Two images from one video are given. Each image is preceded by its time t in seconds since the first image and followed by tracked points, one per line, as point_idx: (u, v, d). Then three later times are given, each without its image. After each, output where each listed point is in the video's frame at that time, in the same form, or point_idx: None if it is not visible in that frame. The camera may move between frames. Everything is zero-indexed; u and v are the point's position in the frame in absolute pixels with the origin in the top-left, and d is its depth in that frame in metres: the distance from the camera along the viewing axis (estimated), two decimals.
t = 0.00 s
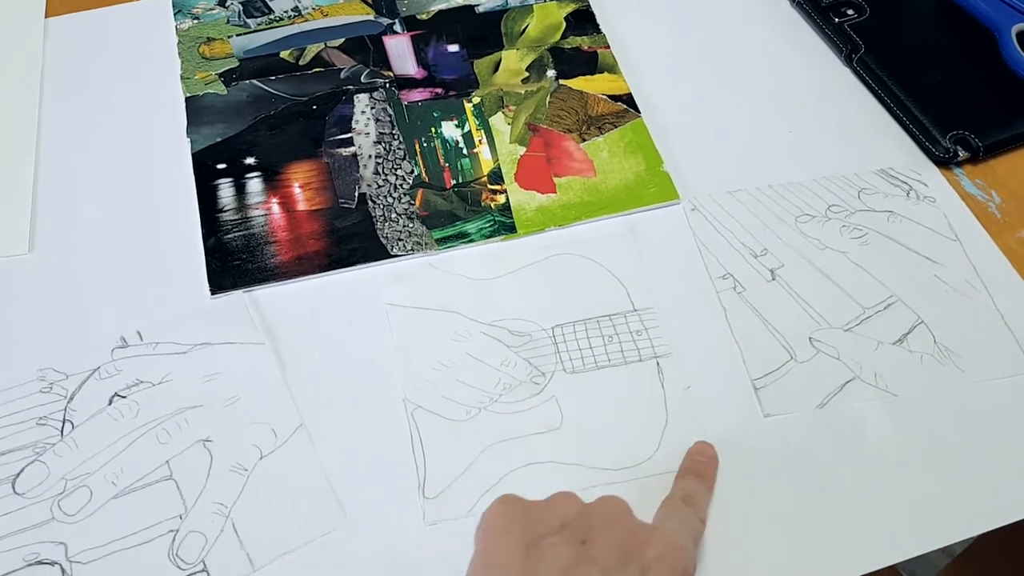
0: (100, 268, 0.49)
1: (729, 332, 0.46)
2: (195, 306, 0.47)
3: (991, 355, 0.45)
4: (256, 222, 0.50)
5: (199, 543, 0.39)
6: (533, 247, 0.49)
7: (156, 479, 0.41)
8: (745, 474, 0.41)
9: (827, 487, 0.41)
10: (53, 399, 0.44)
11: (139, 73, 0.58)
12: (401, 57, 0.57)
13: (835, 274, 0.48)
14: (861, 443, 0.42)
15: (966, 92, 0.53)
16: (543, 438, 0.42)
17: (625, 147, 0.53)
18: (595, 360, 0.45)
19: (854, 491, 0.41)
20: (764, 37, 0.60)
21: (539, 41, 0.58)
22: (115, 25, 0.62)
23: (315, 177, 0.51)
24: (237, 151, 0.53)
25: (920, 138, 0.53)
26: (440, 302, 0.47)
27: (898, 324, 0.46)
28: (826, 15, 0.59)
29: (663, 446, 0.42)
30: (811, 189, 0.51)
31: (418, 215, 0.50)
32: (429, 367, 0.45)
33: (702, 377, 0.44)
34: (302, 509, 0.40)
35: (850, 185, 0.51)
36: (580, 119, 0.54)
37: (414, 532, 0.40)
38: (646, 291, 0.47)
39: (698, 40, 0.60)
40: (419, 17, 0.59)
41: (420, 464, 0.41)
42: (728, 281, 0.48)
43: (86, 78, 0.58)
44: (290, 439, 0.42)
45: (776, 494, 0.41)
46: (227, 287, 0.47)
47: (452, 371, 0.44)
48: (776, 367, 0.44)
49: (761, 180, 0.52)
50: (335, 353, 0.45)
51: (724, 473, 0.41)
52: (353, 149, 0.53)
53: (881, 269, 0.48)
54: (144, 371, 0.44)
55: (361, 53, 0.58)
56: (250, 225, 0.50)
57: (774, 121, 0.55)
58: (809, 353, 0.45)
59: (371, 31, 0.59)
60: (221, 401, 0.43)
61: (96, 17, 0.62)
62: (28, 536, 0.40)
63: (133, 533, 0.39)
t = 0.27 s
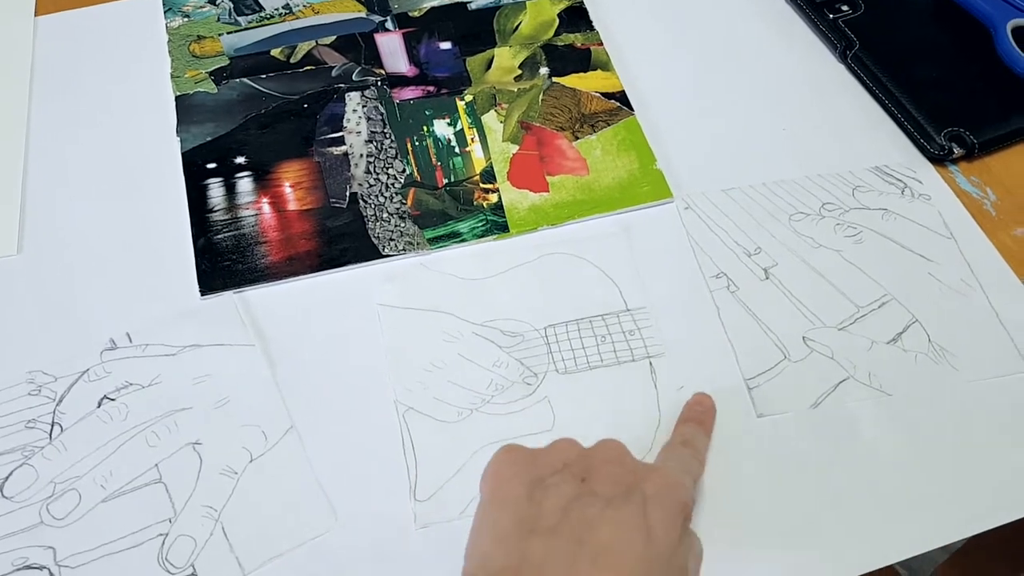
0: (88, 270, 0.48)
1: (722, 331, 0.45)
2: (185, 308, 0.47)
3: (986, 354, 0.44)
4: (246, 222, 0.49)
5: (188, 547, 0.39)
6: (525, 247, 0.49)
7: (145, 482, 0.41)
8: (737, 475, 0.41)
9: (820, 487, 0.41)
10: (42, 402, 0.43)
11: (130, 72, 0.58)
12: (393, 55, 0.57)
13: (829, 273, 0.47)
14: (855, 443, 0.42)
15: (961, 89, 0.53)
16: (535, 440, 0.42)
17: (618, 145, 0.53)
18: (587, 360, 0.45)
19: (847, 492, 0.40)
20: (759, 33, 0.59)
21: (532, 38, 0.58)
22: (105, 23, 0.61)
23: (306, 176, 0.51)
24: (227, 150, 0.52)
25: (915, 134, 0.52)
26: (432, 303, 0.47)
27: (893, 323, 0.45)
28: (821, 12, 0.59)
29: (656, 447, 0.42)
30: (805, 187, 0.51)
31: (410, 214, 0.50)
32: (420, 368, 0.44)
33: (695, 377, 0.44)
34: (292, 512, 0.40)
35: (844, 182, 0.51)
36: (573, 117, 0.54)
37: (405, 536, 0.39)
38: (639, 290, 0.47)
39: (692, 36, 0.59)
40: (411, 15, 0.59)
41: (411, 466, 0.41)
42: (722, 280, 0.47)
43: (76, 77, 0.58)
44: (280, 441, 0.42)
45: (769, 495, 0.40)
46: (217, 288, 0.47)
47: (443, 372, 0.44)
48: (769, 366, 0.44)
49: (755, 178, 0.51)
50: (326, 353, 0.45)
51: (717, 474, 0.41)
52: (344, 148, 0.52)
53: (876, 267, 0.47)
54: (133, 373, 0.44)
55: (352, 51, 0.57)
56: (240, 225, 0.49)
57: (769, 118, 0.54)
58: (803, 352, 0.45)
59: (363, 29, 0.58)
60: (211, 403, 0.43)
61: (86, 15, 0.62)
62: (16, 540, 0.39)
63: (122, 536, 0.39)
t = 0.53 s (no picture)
0: (77, 271, 0.48)
1: (716, 330, 0.45)
2: (175, 309, 0.46)
3: (982, 354, 0.44)
4: (236, 221, 0.49)
5: (178, 552, 0.39)
6: (519, 246, 0.49)
7: (134, 487, 0.40)
8: (732, 476, 0.41)
9: (816, 489, 0.40)
10: (30, 405, 0.43)
11: (119, 69, 0.57)
12: (385, 52, 0.56)
13: (825, 271, 0.47)
14: (851, 444, 0.41)
15: (957, 85, 0.53)
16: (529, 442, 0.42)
17: (612, 143, 0.52)
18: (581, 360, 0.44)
19: (843, 493, 0.40)
20: (754, 28, 0.59)
21: (526, 34, 0.57)
22: (94, 20, 0.61)
23: (297, 175, 0.51)
24: (217, 149, 0.52)
25: (911, 131, 0.52)
26: (424, 303, 0.46)
27: (889, 322, 0.45)
28: (817, 7, 0.58)
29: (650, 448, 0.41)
30: (800, 184, 0.50)
31: (402, 214, 0.49)
32: (412, 369, 0.44)
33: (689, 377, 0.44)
34: (283, 516, 0.39)
35: (840, 180, 0.50)
36: (567, 114, 0.54)
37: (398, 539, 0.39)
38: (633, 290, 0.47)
39: (686, 32, 0.59)
40: (404, 11, 0.58)
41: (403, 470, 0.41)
42: (717, 279, 0.47)
43: (65, 75, 0.57)
44: (270, 444, 0.41)
45: (763, 497, 0.40)
46: (207, 289, 0.46)
47: (435, 373, 0.44)
48: (764, 366, 0.44)
49: (750, 176, 0.51)
50: (317, 354, 0.45)
51: (711, 475, 0.41)
52: (336, 146, 0.52)
53: (872, 265, 0.47)
54: (122, 376, 0.44)
55: (344, 48, 0.56)
56: (230, 225, 0.49)
57: (764, 114, 0.54)
58: (798, 352, 0.44)
59: (355, 26, 0.58)
60: (200, 406, 0.43)
61: (75, 12, 0.61)
62: (5, 545, 0.39)
63: (111, 541, 0.39)
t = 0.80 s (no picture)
0: (73, 274, 0.48)
1: (716, 331, 0.45)
2: (172, 312, 0.46)
3: (984, 353, 0.43)
4: (233, 223, 0.49)
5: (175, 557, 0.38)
6: (517, 246, 0.48)
7: (131, 492, 0.40)
8: (732, 478, 0.41)
9: (817, 490, 0.40)
10: (26, 409, 0.43)
11: (114, 70, 0.57)
12: (382, 51, 0.56)
13: (824, 271, 0.47)
14: (852, 445, 0.41)
15: (957, 82, 0.52)
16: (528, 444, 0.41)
17: (610, 142, 0.52)
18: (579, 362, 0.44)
19: (843, 493, 0.40)
20: (753, 24, 0.58)
21: (523, 33, 0.57)
22: (89, 21, 0.60)
23: (294, 176, 0.50)
24: (213, 150, 0.51)
25: (911, 130, 0.51)
26: (422, 305, 0.46)
27: (889, 321, 0.45)
28: (816, 4, 0.58)
29: (649, 450, 0.41)
30: (800, 183, 0.50)
31: (399, 215, 0.49)
32: (410, 371, 0.44)
33: (689, 378, 0.43)
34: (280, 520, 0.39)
35: (839, 178, 0.50)
36: (564, 114, 0.53)
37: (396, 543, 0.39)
38: (631, 291, 0.47)
39: (684, 28, 0.58)
40: (400, 10, 0.58)
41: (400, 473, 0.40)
42: (716, 279, 0.47)
43: (59, 77, 0.57)
44: (267, 447, 0.41)
45: (765, 499, 0.40)
46: (204, 291, 0.46)
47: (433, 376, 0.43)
48: (763, 366, 0.44)
49: (749, 175, 0.51)
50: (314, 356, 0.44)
51: (711, 477, 0.41)
52: (333, 147, 0.52)
53: (871, 265, 0.47)
54: (118, 379, 0.43)
55: (340, 48, 0.56)
56: (226, 227, 0.48)
57: (763, 112, 0.53)
58: (798, 353, 0.44)
59: (351, 25, 0.57)
60: (197, 409, 0.42)
61: (69, 13, 0.61)
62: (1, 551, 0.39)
63: (108, 547, 0.39)
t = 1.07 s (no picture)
0: (63, 285, 0.47)
1: (710, 336, 0.45)
2: (163, 323, 0.45)
3: (980, 356, 0.43)
4: (223, 232, 0.48)
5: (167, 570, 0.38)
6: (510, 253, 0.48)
7: (123, 505, 0.40)
8: (728, 484, 0.40)
9: (813, 496, 0.40)
10: (17, 422, 0.42)
11: (104, 78, 0.57)
12: (373, 57, 0.56)
13: (819, 275, 0.46)
14: (848, 451, 0.41)
15: (951, 84, 0.52)
16: (523, 452, 0.41)
17: (603, 146, 0.52)
18: (574, 369, 0.44)
19: (840, 499, 0.40)
20: (747, 26, 0.58)
21: (515, 37, 0.57)
22: (79, 28, 0.60)
23: (285, 183, 0.50)
24: (204, 158, 0.51)
25: (905, 132, 0.51)
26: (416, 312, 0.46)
27: (884, 325, 0.44)
28: (809, 5, 0.57)
29: (644, 458, 0.41)
30: (794, 186, 0.50)
31: (392, 222, 0.49)
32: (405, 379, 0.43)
33: (684, 385, 0.43)
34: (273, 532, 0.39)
35: (834, 181, 0.50)
36: (557, 118, 0.53)
37: (392, 554, 0.39)
38: (626, 297, 0.46)
39: (677, 30, 0.58)
40: (391, 15, 0.58)
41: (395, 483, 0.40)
42: (710, 284, 0.46)
43: (48, 85, 0.56)
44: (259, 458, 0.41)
45: (761, 506, 0.40)
46: (195, 301, 0.46)
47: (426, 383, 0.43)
48: (758, 372, 0.43)
49: (744, 178, 0.50)
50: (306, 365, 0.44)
51: (707, 484, 0.40)
52: (324, 154, 0.51)
53: (866, 268, 0.46)
54: (109, 391, 0.43)
55: (332, 53, 0.56)
56: (217, 235, 0.48)
57: (757, 115, 0.53)
58: (793, 358, 0.44)
59: (342, 30, 0.57)
60: (188, 421, 0.42)
61: (59, 20, 0.60)
62: None
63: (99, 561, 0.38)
